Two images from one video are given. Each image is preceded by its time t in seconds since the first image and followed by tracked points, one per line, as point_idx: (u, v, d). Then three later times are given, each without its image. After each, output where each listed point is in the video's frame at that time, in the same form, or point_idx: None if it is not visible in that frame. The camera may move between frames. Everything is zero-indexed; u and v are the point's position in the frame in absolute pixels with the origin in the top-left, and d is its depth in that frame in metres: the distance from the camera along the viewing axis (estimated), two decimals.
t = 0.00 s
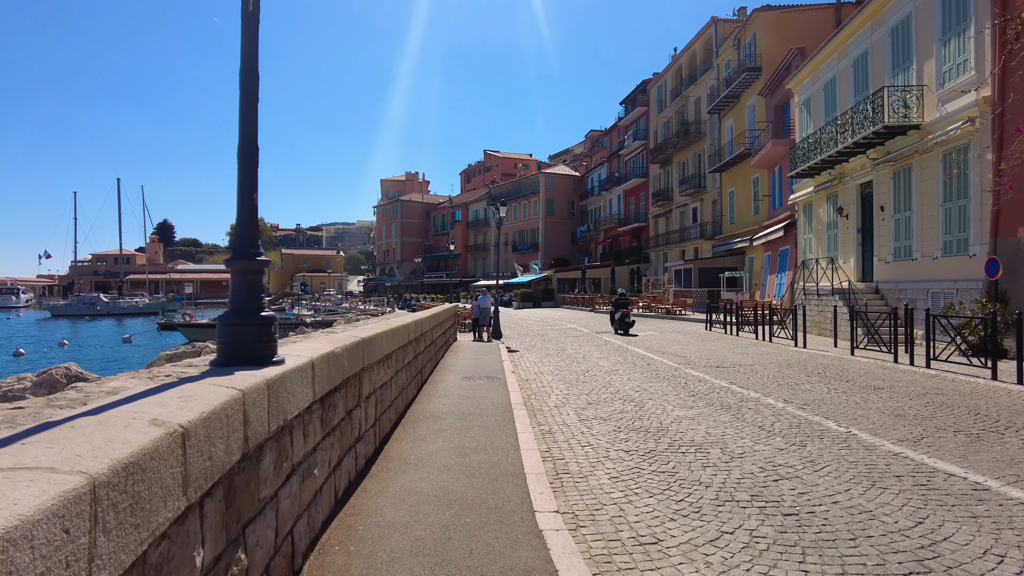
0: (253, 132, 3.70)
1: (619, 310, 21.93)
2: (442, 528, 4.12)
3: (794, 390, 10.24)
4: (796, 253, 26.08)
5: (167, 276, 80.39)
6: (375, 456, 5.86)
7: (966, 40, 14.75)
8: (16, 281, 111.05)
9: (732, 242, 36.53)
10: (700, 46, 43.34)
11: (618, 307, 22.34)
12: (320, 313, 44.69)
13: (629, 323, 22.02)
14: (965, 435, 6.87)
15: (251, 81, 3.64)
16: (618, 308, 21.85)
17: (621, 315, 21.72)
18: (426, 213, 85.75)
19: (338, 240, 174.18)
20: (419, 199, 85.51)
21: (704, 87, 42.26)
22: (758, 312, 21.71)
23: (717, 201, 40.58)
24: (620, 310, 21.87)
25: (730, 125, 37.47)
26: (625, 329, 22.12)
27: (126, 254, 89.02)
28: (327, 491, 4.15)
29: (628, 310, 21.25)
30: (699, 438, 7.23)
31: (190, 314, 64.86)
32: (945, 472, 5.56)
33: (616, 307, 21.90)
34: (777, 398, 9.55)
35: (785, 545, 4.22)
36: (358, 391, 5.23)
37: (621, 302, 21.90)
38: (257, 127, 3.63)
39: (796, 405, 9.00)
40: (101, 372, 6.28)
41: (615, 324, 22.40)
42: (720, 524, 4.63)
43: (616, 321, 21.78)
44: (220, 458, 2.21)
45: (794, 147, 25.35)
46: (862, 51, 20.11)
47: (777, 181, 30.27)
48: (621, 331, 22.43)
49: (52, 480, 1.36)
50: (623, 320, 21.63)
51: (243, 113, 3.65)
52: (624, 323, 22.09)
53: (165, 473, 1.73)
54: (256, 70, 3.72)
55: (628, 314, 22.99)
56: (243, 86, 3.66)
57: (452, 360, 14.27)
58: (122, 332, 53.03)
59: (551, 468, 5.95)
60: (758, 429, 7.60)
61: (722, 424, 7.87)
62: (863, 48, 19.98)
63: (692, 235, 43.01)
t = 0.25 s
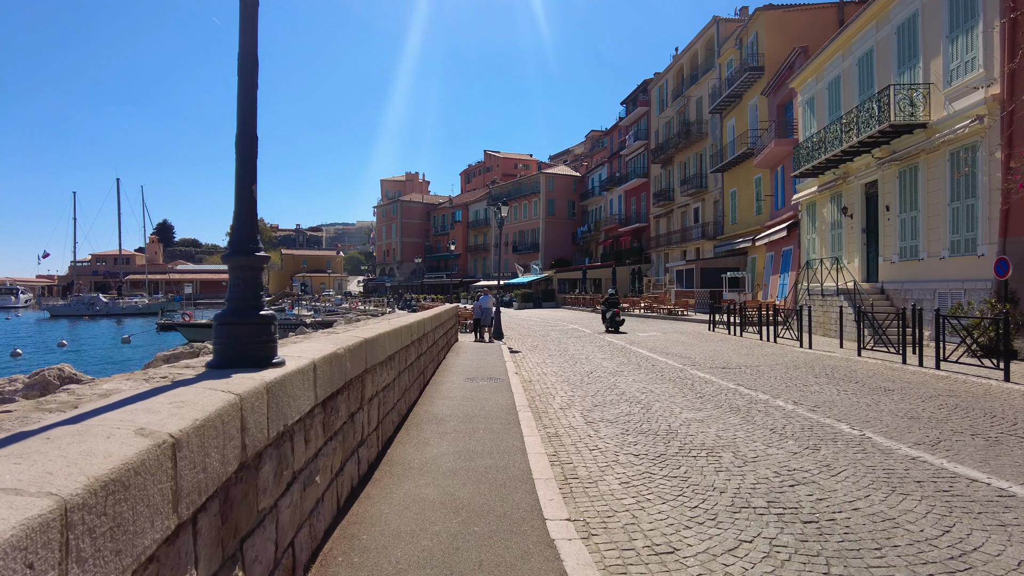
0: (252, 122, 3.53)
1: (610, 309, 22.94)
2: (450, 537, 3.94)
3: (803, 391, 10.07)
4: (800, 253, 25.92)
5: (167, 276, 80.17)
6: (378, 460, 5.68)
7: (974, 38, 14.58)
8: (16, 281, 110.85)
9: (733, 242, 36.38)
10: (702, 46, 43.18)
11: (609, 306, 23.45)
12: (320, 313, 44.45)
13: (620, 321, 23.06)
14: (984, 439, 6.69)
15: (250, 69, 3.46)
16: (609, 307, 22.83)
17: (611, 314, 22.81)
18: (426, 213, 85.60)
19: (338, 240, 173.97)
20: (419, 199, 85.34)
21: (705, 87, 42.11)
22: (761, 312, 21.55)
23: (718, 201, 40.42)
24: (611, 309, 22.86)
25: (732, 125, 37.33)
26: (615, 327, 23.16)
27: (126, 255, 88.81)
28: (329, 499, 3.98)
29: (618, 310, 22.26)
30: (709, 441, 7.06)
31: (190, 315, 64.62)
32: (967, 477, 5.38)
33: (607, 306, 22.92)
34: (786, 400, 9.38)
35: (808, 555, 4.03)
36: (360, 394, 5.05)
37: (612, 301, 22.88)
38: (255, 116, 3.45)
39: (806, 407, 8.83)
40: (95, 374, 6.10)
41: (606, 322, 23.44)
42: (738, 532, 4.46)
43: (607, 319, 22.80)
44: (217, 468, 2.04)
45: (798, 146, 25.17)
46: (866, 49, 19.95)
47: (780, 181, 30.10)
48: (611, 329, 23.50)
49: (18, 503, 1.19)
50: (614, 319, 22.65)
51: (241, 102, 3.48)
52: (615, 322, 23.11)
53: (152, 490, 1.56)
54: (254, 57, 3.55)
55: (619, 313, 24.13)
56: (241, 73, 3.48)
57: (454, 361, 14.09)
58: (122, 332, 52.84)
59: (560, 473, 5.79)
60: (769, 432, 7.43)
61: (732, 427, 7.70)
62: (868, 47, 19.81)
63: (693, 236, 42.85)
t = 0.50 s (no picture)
0: (247, 114, 3.36)
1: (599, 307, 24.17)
2: (453, 550, 3.78)
3: (808, 394, 9.93)
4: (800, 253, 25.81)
5: (164, 275, 79.84)
6: (378, 466, 5.52)
7: (979, 36, 14.45)
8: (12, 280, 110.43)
9: (733, 242, 36.26)
10: (701, 45, 43.06)
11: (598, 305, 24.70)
12: (317, 313, 44.27)
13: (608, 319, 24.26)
14: (997, 443, 6.53)
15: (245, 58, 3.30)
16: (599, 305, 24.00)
17: (601, 312, 24.07)
18: (424, 213, 85.42)
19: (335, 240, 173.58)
20: (417, 199, 85.16)
21: (705, 86, 41.97)
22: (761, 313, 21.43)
23: (718, 201, 40.29)
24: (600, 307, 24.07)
25: (732, 124, 37.24)
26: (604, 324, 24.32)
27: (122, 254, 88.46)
28: (327, 509, 3.81)
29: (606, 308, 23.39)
30: (716, 445, 6.90)
31: (187, 314, 64.39)
32: (984, 484, 5.22)
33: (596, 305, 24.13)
34: (791, 403, 9.23)
35: (827, 568, 3.85)
36: (359, 398, 4.88)
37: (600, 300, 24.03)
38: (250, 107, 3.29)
39: (812, 409, 8.67)
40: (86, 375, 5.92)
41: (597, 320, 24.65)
42: (751, 543, 4.28)
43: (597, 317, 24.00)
44: (206, 486, 1.87)
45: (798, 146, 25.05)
46: (869, 48, 19.82)
47: (780, 181, 29.98)
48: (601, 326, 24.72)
49: None
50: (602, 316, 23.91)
51: (236, 93, 3.31)
52: (604, 319, 24.33)
53: (128, 516, 1.40)
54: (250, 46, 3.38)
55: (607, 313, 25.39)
56: (236, 63, 3.31)
57: (453, 362, 13.91)
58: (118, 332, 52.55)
59: (565, 479, 5.64)
60: (777, 435, 7.27)
61: (739, 430, 7.55)
62: (870, 46, 19.69)
63: (692, 236, 42.73)
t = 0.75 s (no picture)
0: (231, 101, 3.19)
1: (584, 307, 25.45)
2: (449, 560, 3.62)
3: (807, 394, 9.81)
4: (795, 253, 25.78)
5: (155, 275, 79.24)
6: (370, 471, 5.35)
7: (975, 34, 14.40)
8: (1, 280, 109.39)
9: (727, 242, 36.24)
10: (695, 45, 43.05)
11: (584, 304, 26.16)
12: (310, 313, 43.98)
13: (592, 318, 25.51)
14: (1001, 445, 6.43)
15: (229, 41, 3.12)
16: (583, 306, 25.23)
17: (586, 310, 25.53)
18: (417, 212, 85.14)
19: (328, 240, 172.88)
20: (410, 199, 84.87)
21: (699, 86, 41.96)
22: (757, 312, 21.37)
23: (712, 201, 40.27)
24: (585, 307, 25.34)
25: (726, 124, 37.22)
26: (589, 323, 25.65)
27: (113, 254, 87.75)
28: (317, 517, 3.65)
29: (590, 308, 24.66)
30: (717, 448, 6.75)
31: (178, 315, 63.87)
32: (992, 487, 5.10)
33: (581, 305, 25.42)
34: (790, 403, 9.11)
35: None
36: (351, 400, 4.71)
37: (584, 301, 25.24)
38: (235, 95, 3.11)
39: (812, 410, 8.56)
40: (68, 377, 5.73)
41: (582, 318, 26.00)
42: (758, 550, 4.13)
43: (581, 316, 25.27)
44: (181, 501, 1.71)
45: (793, 145, 25.01)
46: (864, 47, 19.78)
47: (774, 180, 29.94)
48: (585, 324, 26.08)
49: None
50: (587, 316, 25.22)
51: (220, 80, 3.14)
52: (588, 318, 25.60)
53: (83, 542, 1.24)
54: (235, 29, 3.21)
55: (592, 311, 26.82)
56: (221, 48, 3.13)
57: (447, 362, 13.74)
58: (108, 332, 52.06)
59: (564, 483, 5.48)
60: (778, 437, 7.13)
61: (739, 432, 7.42)
62: (865, 45, 19.65)
63: (686, 235, 42.69)
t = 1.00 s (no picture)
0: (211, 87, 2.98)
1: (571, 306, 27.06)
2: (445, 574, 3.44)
3: (809, 395, 9.65)
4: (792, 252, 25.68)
5: (148, 276, 78.74)
6: (363, 478, 5.16)
7: (975, 32, 14.27)
8: None
9: (724, 241, 36.14)
10: (691, 44, 42.94)
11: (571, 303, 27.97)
12: (305, 314, 43.75)
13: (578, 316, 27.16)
14: (1011, 447, 6.28)
15: (209, 22, 2.92)
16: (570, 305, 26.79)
17: (573, 308, 27.23)
18: (413, 212, 84.88)
19: (323, 240, 172.32)
20: (405, 198, 84.59)
21: (695, 85, 41.85)
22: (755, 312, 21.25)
23: (708, 201, 40.16)
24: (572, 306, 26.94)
25: (722, 123, 37.11)
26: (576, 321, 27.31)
27: (106, 254, 87.18)
28: (306, 531, 3.45)
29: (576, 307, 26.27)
30: (720, 451, 6.58)
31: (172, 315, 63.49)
32: (1007, 493, 4.94)
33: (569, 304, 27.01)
34: (793, 405, 8.95)
35: None
36: (343, 405, 4.52)
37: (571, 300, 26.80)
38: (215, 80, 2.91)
39: (815, 412, 8.40)
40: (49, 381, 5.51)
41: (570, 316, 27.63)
42: (769, 561, 3.95)
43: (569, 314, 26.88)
44: (144, 529, 1.52)
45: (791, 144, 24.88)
46: (862, 45, 19.66)
47: (771, 180, 29.85)
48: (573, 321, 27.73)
49: None
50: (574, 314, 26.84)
51: (199, 64, 2.92)
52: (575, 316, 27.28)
53: None
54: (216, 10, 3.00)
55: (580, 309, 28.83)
56: (200, 30, 2.92)
57: (443, 363, 13.55)
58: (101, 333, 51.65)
59: (564, 490, 5.31)
60: (782, 440, 6.97)
61: (742, 435, 7.25)
62: (863, 43, 19.53)
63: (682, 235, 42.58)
